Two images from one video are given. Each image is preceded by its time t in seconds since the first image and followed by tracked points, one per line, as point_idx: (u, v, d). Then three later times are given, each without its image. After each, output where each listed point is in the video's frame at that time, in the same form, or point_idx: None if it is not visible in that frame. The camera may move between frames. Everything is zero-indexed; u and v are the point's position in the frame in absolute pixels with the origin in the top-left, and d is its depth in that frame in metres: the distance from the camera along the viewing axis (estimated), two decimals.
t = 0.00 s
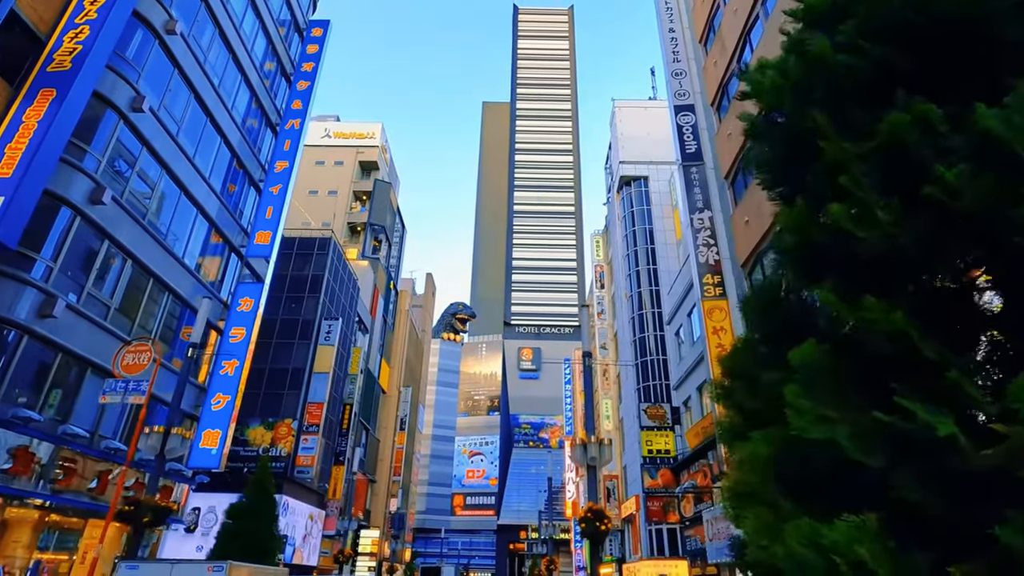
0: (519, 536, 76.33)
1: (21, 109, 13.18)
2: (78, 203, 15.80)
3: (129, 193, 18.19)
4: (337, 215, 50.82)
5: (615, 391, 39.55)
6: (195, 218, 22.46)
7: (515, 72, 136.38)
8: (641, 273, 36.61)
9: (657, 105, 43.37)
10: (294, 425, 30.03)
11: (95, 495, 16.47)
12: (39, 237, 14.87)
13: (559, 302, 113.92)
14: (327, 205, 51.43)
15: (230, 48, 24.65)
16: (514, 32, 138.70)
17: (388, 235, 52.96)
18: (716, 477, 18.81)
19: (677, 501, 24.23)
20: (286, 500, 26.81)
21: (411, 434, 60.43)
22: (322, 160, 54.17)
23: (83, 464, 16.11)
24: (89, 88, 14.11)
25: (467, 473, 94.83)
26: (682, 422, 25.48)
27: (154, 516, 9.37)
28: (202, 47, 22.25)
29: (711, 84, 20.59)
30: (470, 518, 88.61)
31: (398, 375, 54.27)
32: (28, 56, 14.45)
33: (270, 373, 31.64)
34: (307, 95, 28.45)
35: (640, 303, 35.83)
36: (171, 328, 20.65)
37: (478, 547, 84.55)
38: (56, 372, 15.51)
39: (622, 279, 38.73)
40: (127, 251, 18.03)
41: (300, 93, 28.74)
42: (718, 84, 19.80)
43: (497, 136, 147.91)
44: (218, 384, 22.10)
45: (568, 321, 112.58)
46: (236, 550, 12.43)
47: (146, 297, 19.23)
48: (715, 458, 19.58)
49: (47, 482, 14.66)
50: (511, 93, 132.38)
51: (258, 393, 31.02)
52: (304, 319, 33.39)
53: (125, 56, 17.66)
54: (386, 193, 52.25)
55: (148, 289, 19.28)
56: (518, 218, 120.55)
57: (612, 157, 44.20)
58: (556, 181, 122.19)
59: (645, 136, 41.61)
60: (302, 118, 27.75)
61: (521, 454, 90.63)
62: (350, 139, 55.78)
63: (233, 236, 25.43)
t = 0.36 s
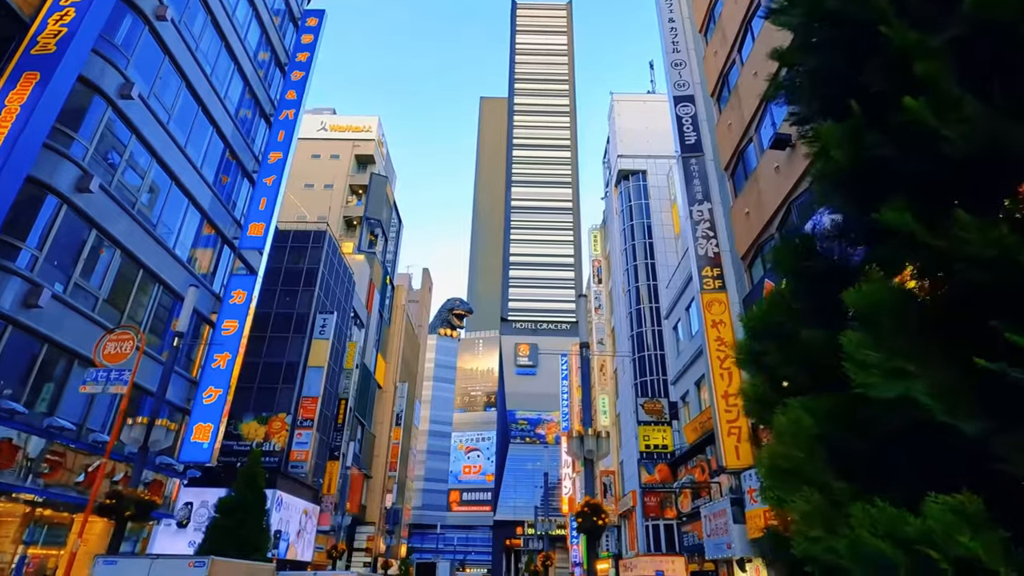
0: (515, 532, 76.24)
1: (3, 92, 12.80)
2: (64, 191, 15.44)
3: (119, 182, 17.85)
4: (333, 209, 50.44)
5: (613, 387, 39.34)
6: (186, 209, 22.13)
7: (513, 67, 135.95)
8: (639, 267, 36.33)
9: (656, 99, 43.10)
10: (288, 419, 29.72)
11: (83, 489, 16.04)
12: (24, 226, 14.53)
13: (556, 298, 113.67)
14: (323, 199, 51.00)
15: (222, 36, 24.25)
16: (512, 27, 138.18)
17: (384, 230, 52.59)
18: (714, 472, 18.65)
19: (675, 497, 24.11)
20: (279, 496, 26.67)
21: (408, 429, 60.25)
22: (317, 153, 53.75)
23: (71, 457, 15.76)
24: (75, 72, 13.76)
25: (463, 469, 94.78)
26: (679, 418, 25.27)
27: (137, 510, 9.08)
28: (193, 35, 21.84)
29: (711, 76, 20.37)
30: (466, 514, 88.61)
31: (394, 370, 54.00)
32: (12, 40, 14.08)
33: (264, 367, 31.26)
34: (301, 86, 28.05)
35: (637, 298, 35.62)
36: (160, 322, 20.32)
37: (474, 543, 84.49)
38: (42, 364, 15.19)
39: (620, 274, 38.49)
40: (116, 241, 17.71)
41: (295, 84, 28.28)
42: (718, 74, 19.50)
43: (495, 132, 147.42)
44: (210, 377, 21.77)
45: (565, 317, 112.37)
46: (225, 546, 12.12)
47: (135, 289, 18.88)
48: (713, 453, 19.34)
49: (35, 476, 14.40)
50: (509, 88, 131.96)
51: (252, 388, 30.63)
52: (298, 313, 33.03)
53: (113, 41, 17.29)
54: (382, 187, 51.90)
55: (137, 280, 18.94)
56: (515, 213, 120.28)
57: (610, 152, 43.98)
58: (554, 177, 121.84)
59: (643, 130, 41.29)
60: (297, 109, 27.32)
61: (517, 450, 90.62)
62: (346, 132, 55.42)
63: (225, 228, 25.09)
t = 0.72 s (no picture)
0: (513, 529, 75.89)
1: None
2: (56, 180, 15.18)
3: (111, 172, 17.55)
4: (330, 204, 50.10)
5: (611, 383, 39.14)
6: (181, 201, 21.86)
7: (511, 63, 135.41)
8: (638, 263, 36.12)
9: (655, 94, 42.83)
10: (285, 415, 29.47)
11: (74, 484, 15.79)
12: (14, 216, 14.24)
13: (555, 295, 113.41)
14: (320, 194, 50.68)
15: (218, 27, 23.95)
16: (511, 23, 137.59)
17: (382, 225, 52.29)
18: (715, 467, 18.43)
19: (675, 494, 23.89)
20: (275, 492, 26.48)
21: (405, 426, 59.96)
22: (314, 148, 53.41)
23: (61, 452, 15.47)
24: (64, 58, 13.47)
25: (461, 466, 94.62)
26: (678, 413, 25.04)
27: (126, 504, 8.77)
28: (187, 24, 21.53)
29: (712, 67, 20.15)
30: (463, 511, 88.49)
31: (392, 366, 53.74)
32: None
33: (260, 363, 30.98)
34: (298, 79, 27.71)
35: (637, 294, 35.38)
36: (155, 316, 20.07)
37: (471, 540, 84.21)
38: (32, 357, 14.94)
39: (619, 270, 38.20)
40: (108, 233, 17.41)
41: (291, 76, 27.93)
42: (719, 65, 19.28)
43: (493, 128, 146.83)
44: (205, 371, 21.52)
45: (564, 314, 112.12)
46: (220, 541, 11.91)
47: (128, 282, 18.62)
48: (713, 449, 19.09)
49: (25, 471, 14.10)
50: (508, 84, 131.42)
51: (247, 384, 30.29)
52: (295, 308, 32.78)
53: (106, 29, 17.04)
54: (380, 183, 51.60)
55: (130, 273, 18.67)
56: (514, 210, 119.98)
57: (609, 147, 43.72)
58: (553, 173, 121.43)
59: (643, 124, 41.01)
60: (293, 101, 26.99)
61: (515, 447, 90.36)
62: (343, 127, 55.03)
63: (221, 221, 24.87)
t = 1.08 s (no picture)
0: (515, 527, 75.66)
1: None
2: (51, 173, 14.94)
3: (107, 165, 17.31)
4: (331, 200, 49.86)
5: (614, 380, 38.89)
6: (179, 195, 21.61)
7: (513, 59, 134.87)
8: (640, 259, 35.84)
9: (658, 88, 42.49)
10: (285, 412, 29.26)
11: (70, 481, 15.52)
12: (8, 209, 14.00)
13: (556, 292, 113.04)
14: (321, 190, 50.43)
15: (216, 19, 23.68)
16: (511, 19, 137.09)
17: (383, 221, 52.06)
18: (721, 464, 18.18)
19: (678, 491, 23.68)
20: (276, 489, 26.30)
21: (407, 423, 59.78)
22: (315, 144, 53.14)
23: (56, 448, 15.20)
24: (57, 48, 13.21)
25: (463, 464, 94.48)
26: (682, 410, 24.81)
27: (119, 501, 8.60)
28: (185, 16, 21.27)
29: (716, 58, 19.86)
30: (465, 508, 88.37)
31: (393, 363, 53.52)
32: None
33: (261, 359, 30.75)
34: (297, 73, 27.42)
35: (640, 290, 35.14)
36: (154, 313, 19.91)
37: (473, 538, 83.76)
38: (27, 353, 14.69)
39: (622, 266, 37.91)
40: (104, 227, 17.15)
41: (291, 70, 27.65)
42: (724, 56, 19.01)
43: (494, 125, 146.36)
44: (204, 367, 21.28)
45: (565, 311, 111.79)
46: (217, 538, 11.70)
47: (126, 276, 18.39)
48: (718, 445, 18.83)
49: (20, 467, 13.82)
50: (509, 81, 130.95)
51: (247, 381, 30.05)
52: (295, 304, 32.55)
53: (103, 21, 16.81)
54: (380, 179, 51.33)
55: (127, 267, 18.43)
56: (515, 207, 119.60)
57: (611, 142, 43.40)
58: (554, 170, 120.96)
59: (645, 119, 40.69)
60: (293, 95, 26.72)
61: (517, 444, 90.18)
62: (343, 123, 54.77)
63: (220, 216, 24.64)
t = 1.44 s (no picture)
0: (518, 523, 75.58)
1: None
2: (47, 164, 14.74)
3: (104, 156, 17.11)
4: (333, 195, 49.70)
5: (617, 375, 38.67)
6: (178, 188, 21.42)
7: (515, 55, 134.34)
8: (644, 253, 35.55)
9: (661, 82, 42.18)
10: (286, 407, 29.11)
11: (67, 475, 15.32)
12: (3, 200, 13.79)
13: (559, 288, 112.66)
14: (322, 185, 50.23)
15: (215, 11, 23.44)
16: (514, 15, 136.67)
17: (385, 217, 51.84)
18: (725, 459, 17.92)
19: (682, 486, 23.43)
20: (276, 484, 26.20)
21: (409, 419, 59.71)
22: (317, 139, 52.93)
23: (52, 441, 14.99)
24: (50, 35, 12.98)
25: (465, 460, 94.45)
26: (686, 404, 24.57)
27: (109, 494, 8.38)
28: (184, 7, 21.05)
29: (721, 48, 19.56)
30: (468, 504, 88.35)
31: (395, 359, 53.37)
32: None
33: (262, 354, 30.59)
34: (298, 65, 27.17)
35: (643, 285, 34.90)
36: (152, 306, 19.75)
37: (476, 534, 83.49)
38: (22, 345, 14.51)
39: (625, 260, 37.70)
40: (100, 219, 16.96)
41: (291, 62, 27.41)
42: (730, 45, 18.69)
43: (497, 121, 146.04)
44: (204, 361, 21.13)
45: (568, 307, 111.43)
46: (213, 532, 11.51)
47: (124, 269, 18.22)
48: (723, 440, 18.57)
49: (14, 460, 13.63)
50: (511, 77, 130.64)
51: (248, 376, 29.91)
52: (296, 298, 32.36)
53: (99, 10, 16.62)
54: (382, 174, 51.06)
55: (125, 260, 18.25)
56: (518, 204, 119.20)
57: (614, 136, 43.13)
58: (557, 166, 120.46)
59: (648, 112, 40.33)
60: (293, 88, 26.49)
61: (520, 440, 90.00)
62: (345, 118, 54.62)
63: (220, 209, 24.48)
